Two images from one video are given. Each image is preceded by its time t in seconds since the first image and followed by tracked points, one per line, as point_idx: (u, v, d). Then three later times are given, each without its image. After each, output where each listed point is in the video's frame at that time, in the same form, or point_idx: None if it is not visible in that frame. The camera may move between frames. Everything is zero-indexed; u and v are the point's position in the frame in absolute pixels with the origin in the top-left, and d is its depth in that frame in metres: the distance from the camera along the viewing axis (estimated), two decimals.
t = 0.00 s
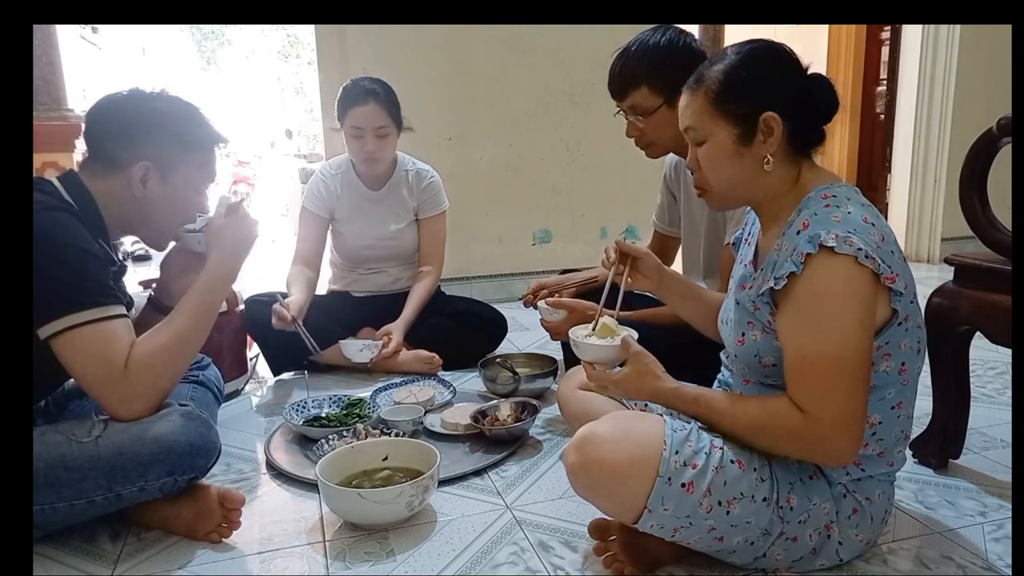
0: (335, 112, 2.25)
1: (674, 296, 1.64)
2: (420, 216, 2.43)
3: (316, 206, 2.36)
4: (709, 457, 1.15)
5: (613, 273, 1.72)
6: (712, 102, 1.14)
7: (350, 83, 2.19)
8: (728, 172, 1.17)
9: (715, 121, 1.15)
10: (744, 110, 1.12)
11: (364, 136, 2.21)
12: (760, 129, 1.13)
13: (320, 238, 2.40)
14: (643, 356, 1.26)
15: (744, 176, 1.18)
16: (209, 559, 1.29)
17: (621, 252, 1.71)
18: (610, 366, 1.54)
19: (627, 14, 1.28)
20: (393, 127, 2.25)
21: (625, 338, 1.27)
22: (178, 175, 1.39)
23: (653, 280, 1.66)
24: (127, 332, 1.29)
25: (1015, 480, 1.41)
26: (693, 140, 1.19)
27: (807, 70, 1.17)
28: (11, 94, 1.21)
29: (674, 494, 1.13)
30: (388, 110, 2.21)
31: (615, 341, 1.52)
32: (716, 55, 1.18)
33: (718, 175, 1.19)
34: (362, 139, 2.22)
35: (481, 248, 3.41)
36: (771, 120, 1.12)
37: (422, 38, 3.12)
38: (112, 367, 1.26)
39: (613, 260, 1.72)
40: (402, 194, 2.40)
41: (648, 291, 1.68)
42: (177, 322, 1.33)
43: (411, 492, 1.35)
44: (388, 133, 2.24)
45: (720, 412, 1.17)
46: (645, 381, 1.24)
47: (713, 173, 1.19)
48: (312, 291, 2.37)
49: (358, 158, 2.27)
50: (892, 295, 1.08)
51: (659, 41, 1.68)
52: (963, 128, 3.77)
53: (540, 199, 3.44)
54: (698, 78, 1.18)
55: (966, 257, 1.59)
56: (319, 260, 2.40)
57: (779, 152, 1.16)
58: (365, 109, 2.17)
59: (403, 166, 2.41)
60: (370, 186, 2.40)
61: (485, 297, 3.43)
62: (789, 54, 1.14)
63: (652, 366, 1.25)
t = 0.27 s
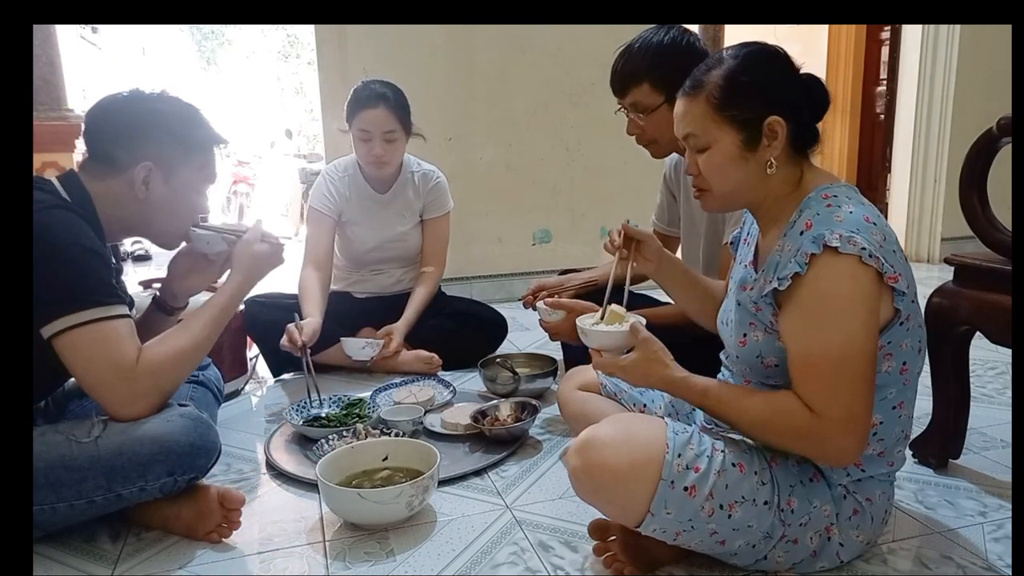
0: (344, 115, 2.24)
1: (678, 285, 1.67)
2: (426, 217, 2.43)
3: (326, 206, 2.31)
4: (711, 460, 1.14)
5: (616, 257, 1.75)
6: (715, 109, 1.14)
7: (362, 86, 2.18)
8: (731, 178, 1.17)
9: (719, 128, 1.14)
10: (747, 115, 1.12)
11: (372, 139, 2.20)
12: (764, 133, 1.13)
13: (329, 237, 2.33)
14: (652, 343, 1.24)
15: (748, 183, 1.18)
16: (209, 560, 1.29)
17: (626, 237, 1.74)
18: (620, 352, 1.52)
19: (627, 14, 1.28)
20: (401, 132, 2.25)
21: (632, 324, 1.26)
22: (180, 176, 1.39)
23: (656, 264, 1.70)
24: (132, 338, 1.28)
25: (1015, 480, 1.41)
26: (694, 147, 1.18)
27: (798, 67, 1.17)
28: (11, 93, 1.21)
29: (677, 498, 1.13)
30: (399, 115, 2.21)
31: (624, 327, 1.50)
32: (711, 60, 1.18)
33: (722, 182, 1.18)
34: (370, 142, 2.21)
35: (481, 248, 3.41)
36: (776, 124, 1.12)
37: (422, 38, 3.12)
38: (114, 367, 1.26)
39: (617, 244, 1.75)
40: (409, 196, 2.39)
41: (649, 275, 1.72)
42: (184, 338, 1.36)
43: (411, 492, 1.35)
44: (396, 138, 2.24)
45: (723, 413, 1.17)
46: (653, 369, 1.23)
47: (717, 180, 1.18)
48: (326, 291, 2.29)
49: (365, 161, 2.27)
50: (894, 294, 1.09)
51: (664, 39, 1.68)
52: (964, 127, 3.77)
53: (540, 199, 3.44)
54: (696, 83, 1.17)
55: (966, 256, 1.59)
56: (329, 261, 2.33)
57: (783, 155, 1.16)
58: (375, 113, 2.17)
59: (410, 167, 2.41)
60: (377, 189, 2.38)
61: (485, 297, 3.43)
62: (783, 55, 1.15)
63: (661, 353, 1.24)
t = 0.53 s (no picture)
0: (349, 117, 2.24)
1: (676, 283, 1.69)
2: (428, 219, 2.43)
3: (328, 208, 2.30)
4: (722, 463, 1.15)
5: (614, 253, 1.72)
6: (718, 112, 1.13)
7: (367, 87, 2.17)
8: (735, 181, 1.17)
9: (722, 131, 1.14)
10: (751, 117, 1.12)
11: (375, 143, 2.20)
12: (768, 135, 1.13)
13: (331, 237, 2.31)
14: (663, 329, 1.24)
15: (752, 185, 1.18)
16: (208, 559, 1.29)
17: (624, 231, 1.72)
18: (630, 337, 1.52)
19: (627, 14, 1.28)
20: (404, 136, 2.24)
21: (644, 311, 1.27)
22: (183, 177, 1.39)
23: (653, 259, 1.71)
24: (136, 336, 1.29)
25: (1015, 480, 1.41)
26: (696, 152, 1.18)
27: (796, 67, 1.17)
28: (11, 93, 1.21)
29: (689, 501, 1.13)
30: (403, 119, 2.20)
31: (634, 311, 1.50)
32: (710, 62, 1.17)
33: (726, 186, 1.18)
34: (373, 146, 2.21)
35: (480, 248, 3.41)
36: (779, 126, 1.13)
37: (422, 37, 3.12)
38: (116, 367, 1.26)
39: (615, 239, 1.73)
40: (411, 196, 2.39)
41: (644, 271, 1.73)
42: (186, 339, 1.35)
43: (411, 492, 1.35)
44: (400, 142, 2.23)
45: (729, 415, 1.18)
46: (662, 355, 1.23)
47: (720, 184, 1.18)
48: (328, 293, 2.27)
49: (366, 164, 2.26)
50: (899, 294, 1.09)
51: (664, 39, 1.68)
52: (964, 127, 3.77)
53: (540, 199, 3.44)
54: (696, 86, 1.16)
55: (966, 256, 1.59)
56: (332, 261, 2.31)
57: (785, 156, 1.17)
58: (380, 116, 2.16)
59: (412, 168, 2.40)
60: (380, 192, 2.37)
61: (484, 297, 3.43)
62: (779, 55, 1.15)
63: (672, 339, 1.24)
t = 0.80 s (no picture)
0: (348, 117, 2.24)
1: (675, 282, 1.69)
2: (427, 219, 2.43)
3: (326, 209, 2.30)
4: (721, 463, 1.15)
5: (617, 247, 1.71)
6: (720, 112, 1.13)
7: (367, 88, 2.17)
8: (737, 180, 1.17)
9: (723, 131, 1.14)
10: (753, 117, 1.12)
11: (375, 143, 2.20)
12: (769, 135, 1.13)
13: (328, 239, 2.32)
14: (666, 325, 1.24)
15: (752, 184, 1.18)
16: (208, 559, 1.29)
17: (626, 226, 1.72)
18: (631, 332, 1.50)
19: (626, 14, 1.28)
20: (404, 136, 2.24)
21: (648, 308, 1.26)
22: (184, 183, 1.38)
23: (652, 258, 1.72)
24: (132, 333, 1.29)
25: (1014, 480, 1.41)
26: (697, 152, 1.17)
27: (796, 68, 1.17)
28: (11, 93, 1.21)
29: (688, 501, 1.13)
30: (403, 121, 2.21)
31: (637, 305, 1.49)
32: (710, 62, 1.18)
33: (727, 186, 1.18)
34: (373, 146, 2.21)
35: (481, 248, 3.41)
36: (780, 126, 1.12)
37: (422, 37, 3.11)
38: (115, 367, 1.26)
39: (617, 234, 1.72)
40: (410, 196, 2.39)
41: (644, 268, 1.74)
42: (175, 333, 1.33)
43: (411, 492, 1.35)
44: (399, 142, 2.23)
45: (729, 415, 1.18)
46: (665, 352, 1.24)
47: (721, 183, 1.18)
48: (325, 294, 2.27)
49: (366, 164, 2.26)
50: (899, 293, 1.08)
51: (665, 40, 1.68)
52: (964, 127, 3.77)
53: (540, 199, 3.44)
54: (697, 86, 1.16)
55: (966, 256, 1.59)
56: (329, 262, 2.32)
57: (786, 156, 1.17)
58: (379, 117, 2.16)
59: (411, 169, 2.40)
60: (378, 192, 2.37)
61: (484, 297, 3.43)
62: (780, 55, 1.15)
63: (674, 337, 1.24)
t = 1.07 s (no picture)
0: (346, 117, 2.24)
1: (672, 283, 1.70)
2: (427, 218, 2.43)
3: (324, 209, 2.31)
4: (721, 463, 1.15)
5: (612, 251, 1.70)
6: (724, 96, 1.14)
7: (365, 86, 2.17)
8: (728, 171, 1.17)
9: (724, 116, 1.14)
10: (754, 111, 1.12)
11: (372, 141, 2.20)
12: (766, 131, 1.13)
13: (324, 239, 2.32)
14: (665, 326, 1.24)
15: (744, 178, 1.18)
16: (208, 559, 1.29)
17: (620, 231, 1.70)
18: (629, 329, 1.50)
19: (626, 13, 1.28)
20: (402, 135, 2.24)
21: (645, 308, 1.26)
22: (183, 183, 1.38)
23: (648, 260, 1.72)
24: (133, 334, 1.29)
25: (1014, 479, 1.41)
26: (697, 132, 1.18)
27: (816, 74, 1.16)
28: (11, 93, 1.21)
29: (688, 501, 1.13)
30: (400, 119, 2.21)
31: (636, 302, 1.48)
32: (731, 48, 1.17)
33: (717, 174, 1.18)
34: (370, 144, 2.21)
35: (481, 248, 3.41)
36: (778, 124, 1.12)
37: (422, 37, 3.11)
38: (115, 367, 1.26)
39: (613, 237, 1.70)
40: (408, 196, 2.39)
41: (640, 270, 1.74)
42: (180, 337, 1.33)
43: (411, 492, 1.35)
44: (397, 140, 2.23)
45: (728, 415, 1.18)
46: (663, 351, 1.23)
47: (712, 170, 1.18)
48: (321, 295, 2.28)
49: (364, 163, 2.26)
50: (896, 294, 1.08)
51: (665, 40, 1.68)
52: (964, 127, 3.77)
53: (540, 199, 3.44)
54: (712, 68, 1.17)
55: (966, 256, 1.59)
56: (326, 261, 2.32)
57: (781, 156, 1.16)
58: (378, 116, 2.16)
59: (410, 168, 2.41)
60: (375, 190, 2.37)
61: (484, 297, 3.43)
62: (801, 57, 1.13)
63: (672, 337, 1.24)
